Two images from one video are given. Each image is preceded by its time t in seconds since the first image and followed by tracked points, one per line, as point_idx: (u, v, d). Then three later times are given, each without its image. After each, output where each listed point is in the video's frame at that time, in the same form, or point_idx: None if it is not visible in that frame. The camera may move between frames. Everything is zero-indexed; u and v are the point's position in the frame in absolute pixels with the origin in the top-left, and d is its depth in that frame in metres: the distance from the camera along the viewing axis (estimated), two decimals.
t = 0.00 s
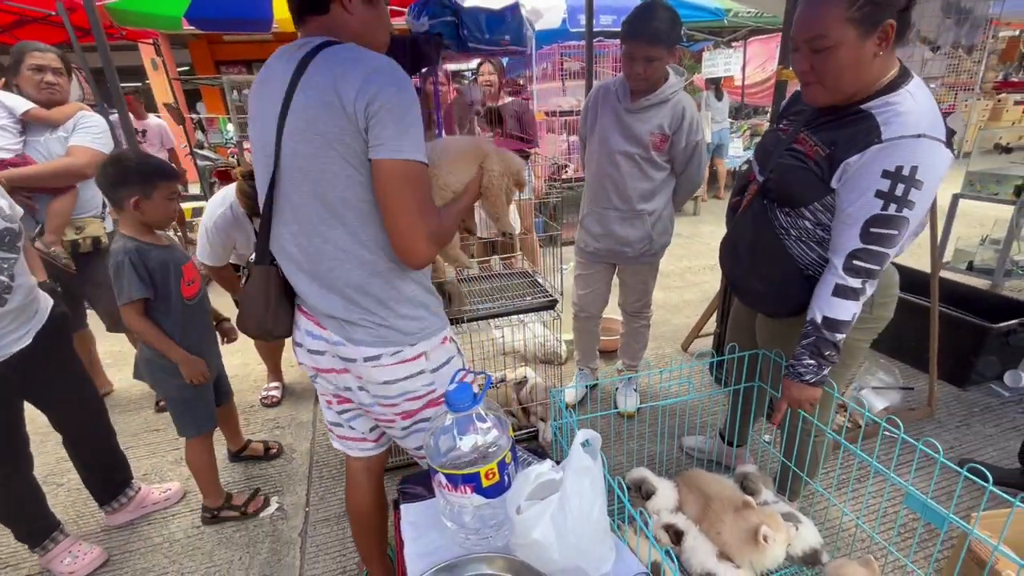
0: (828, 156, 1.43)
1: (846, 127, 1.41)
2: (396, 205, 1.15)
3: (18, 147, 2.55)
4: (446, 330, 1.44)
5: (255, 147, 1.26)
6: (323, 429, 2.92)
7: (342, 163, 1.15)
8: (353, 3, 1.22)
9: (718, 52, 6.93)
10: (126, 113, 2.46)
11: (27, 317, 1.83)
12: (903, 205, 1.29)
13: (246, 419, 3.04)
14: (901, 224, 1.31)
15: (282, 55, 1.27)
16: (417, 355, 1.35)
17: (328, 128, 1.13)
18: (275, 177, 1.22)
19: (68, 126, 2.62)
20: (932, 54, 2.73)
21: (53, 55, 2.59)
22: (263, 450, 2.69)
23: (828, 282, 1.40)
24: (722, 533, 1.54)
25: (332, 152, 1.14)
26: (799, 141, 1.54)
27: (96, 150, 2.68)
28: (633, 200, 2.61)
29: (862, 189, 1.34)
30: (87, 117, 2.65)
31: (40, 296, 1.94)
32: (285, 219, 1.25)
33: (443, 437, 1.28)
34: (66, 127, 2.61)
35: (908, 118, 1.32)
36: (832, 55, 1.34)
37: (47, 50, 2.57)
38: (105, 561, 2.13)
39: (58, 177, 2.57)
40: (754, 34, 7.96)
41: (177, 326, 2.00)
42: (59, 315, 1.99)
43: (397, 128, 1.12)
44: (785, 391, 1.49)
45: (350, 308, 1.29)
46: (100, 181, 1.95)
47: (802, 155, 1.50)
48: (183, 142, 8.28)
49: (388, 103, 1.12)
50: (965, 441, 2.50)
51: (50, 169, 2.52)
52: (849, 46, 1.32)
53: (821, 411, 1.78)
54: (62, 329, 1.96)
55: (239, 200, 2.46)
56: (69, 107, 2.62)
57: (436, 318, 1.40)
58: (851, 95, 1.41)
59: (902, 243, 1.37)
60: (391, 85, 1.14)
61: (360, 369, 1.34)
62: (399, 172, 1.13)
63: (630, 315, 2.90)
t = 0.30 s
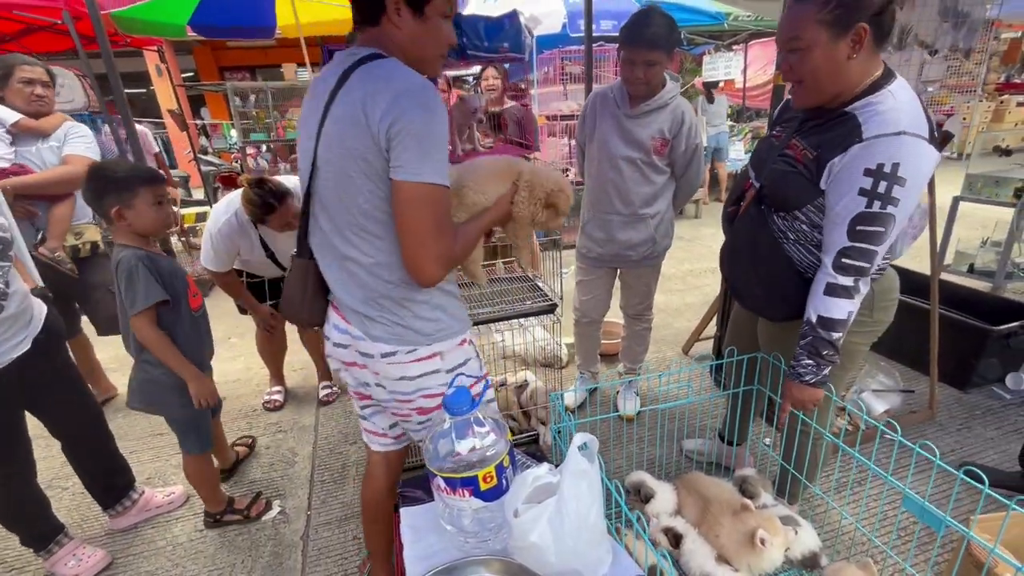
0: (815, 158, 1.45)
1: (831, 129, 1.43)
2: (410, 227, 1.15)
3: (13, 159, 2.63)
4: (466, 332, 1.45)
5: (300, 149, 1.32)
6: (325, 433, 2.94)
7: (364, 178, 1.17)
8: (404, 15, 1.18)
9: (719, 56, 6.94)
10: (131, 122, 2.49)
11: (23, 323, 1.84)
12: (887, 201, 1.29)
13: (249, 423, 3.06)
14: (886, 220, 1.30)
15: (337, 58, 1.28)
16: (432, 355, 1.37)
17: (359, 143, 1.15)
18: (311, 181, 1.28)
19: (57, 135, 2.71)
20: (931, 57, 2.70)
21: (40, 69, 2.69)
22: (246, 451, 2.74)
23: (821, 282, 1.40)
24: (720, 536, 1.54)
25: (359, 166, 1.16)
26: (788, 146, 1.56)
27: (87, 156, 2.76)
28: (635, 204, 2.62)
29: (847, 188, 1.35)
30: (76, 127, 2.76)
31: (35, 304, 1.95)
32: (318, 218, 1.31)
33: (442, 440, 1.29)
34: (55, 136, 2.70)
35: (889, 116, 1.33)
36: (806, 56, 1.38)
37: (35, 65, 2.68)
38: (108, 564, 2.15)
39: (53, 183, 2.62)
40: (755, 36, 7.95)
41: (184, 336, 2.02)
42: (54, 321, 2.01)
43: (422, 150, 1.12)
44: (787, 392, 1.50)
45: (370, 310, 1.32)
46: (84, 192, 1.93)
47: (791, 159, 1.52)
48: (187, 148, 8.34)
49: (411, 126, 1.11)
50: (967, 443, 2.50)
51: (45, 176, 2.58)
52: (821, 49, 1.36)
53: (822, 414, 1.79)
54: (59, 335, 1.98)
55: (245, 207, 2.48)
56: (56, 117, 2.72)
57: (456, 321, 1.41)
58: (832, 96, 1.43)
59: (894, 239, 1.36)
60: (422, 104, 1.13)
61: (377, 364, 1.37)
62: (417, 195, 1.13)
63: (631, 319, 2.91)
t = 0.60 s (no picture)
0: (808, 159, 1.46)
1: (822, 131, 1.44)
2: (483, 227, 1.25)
3: (19, 162, 2.79)
4: (507, 332, 1.51)
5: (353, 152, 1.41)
6: (326, 435, 2.95)
7: (419, 184, 1.26)
8: (459, 19, 1.23)
9: (721, 58, 6.93)
10: (134, 127, 2.51)
11: (23, 328, 1.86)
12: (881, 198, 1.29)
13: (252, 425, 3.08)
14: (882, 217, 1.30)
15: (389, 63, 1.34)
16: (475, 354, 1.46)
17: (417, 151, 1.23)
18: (366, 184, 1.37)
19: (61, 141, 2.90)
20: (930, 60, 2.70)
21: (40, 78, 2.85)
22: (247, 459, 2.72)
23: (820, 282, 1.40)
24: (718, 539, 1.54)
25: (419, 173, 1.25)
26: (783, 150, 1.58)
27: (89, 159, 2.95)
28: (637, 207, 2.63)
29: (841, 186, 1.35)
30: (78, 134, 2.96)
31: (35, 308, 1.97)
32: (375, 219, 1.40)
33: (440, 443, 1.29)
34: (59, 140, 2.89)
35: (877, 115, 1.34)
36: (790, 61, 1.42)
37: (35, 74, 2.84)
38: (111, 566, 2.16)
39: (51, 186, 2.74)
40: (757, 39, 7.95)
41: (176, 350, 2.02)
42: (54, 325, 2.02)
43: (482, 157, 1.19)
44: (788, 394, 1.50)
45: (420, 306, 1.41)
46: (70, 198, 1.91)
47: (786, 162, 1.54)
48: (191, 152, 8.39)
49: (463, 136, 1.18)
50: (969, 446, 2.49)
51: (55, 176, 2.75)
52: (804, 54, 1.39)
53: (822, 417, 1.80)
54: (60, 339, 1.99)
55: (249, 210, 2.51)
56: (56, 124, 2.91)
57: (502, 320, 1.48)
58: (816, 100, 1.46)
59: (891, 236, 1.35)
60: (476, 113, 1.19)
61: (422, 364, 1.47)
62: (483, 201, 1.22)
63: (632, 321, 2.91)
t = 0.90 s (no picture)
0: (806, 159, 1.46)
1: (820, 131, 1.44)
2: (541, 196, 1.27)
3: (40, 164, 2.84)
4: (513, 342, 1.52)
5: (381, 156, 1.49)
6: (330, 438, 2.96)
7: (436, 179, 1.30)
8: (485, 21, 1.28)
9: (724, 61, 6.92)
10: (142, 131, 2.53)
11: (29, 331, 1.88)
12: (879, 196, 1.29)
13: (256, 427, 3.09)
14: (880, 216, 1.29)
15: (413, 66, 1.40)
16: (474, 358, 1.49)
17: (440, 145, 1.26)
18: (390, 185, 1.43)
19: (82, 145, 2.99)
20: (934, 63, 2.70)
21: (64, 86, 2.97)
22: (251, 459, 2.74)
23: (821, 283, 1.39)
24: (721, 542, 1.54)
25: (444, 166, 1.28)
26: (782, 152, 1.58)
27: (108, 163, 3.03)
28: (643, 210, 2.62)
29: (838, 186, 1.35)
30: (98, 139, 3.05)
31: (41, 311, 1.99)
32: (398, 218, 1.45)
33: (441, 446, 1.30)
34: (80, 145, 2.98)
35: (874, 114, 1.34)
36: (793, 59, 1.44)
37: (58, 81, 2.95)
38: (116, 567, 2.17)
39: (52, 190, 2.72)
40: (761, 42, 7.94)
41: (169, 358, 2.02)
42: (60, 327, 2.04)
43: (495, 145, 1.22)
44: (790, 397, 1.50)
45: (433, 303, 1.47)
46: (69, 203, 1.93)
47: (784, 163, 1.54)
48: (198, 155, 8.46)
49: (473, 126, 1.21)
50: (975, 451, 2.47)
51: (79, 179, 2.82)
52: (806, 53, 1.40)
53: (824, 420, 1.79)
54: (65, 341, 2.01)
55: (252, 212, 2.54)
56: (78, 129, 3.00)
57: (508, 327, 1.50)
58: (816, 100, 1.48)
59: (891, 235, 1.34)
60: (497, 103, 1.20)
61: (427, 357, 1.57)
62: (525, 180, 1.24)
63: (636, 324, 2.91)
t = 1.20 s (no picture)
0: (808, 161, 1.46)
1: (823, 133, 1.44)
2: (518, 212, 1.31)
3: (76, 165, 2.90)
4: (517, 340, 1.55)
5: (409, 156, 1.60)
6: (335, 440, 2.97)
7: (439, 179, 1.37)
8: (500, 27, 1.32)
9: (729, 64, 6.90)
10: (150, 135, 2.55)
11: (34, 335, 1.89)
12: (882, 199, 1.29)
13: (261, 429, 3.10)
14: (883, 218, 1.29)
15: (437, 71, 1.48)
16: (478, 351, 1.55)
17: (441, 148, 1.33)
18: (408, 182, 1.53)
19: (115, 146, 3.03)
20: (940, 65, 2.69)
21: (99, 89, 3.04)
22: (256, 459, 2.76)
23: (823, 285, 1.39)
24: (725, 546, 1.53)
25: (443, 167, 1.35)
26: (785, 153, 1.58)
27: (140, 164, 3.07)
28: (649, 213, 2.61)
29: (841, 188, 1.35)
30: (130, 141, 3.09)
31: (50, 314, 2.02)
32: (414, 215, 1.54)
33: (445, 447, 1.29)
34: (114, 146, 3.03)
35: (878, 116, 1.33)
36: (803, 59, 1.42)
37: (92, 83, 3.03)
38: (122, 568, 2.18)
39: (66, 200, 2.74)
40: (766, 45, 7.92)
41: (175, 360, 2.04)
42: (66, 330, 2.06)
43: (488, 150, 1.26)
44: (793, 398, 1.50)
45: (443, 295, 1.54)
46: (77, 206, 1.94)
47: (785, 164, 1.54)
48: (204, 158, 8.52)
49: (468, 131, 1.26)
50: (982, 455, 2.45)
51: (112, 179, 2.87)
52: (817, 52, 1.39)
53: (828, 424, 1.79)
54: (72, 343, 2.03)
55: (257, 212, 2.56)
56: (112, 131, 3.06)
57: (512, 324, 1.53)
58: (823, 101, 1.47)
59: (893, 238, 1.34)
60: (493, 111, 1.26)
61: (439, 345, 1.65)
62: (507, 189, 1.28)
63: (640, 327, 2.90)
